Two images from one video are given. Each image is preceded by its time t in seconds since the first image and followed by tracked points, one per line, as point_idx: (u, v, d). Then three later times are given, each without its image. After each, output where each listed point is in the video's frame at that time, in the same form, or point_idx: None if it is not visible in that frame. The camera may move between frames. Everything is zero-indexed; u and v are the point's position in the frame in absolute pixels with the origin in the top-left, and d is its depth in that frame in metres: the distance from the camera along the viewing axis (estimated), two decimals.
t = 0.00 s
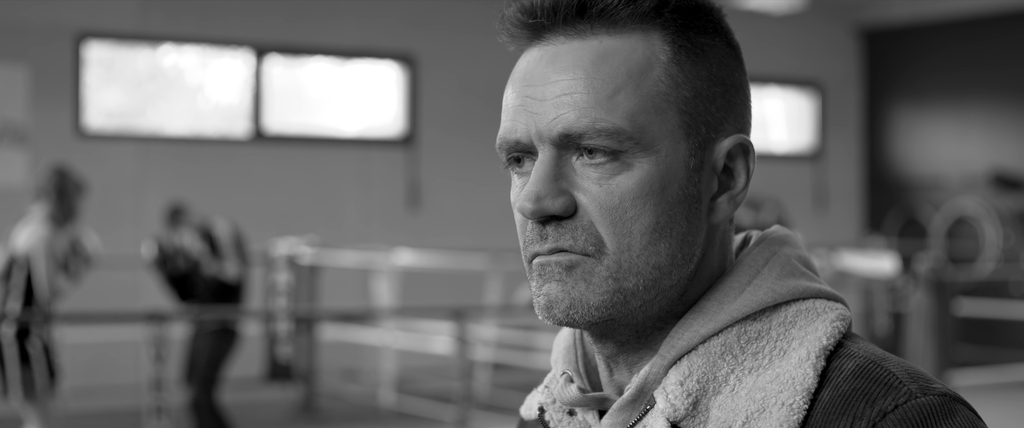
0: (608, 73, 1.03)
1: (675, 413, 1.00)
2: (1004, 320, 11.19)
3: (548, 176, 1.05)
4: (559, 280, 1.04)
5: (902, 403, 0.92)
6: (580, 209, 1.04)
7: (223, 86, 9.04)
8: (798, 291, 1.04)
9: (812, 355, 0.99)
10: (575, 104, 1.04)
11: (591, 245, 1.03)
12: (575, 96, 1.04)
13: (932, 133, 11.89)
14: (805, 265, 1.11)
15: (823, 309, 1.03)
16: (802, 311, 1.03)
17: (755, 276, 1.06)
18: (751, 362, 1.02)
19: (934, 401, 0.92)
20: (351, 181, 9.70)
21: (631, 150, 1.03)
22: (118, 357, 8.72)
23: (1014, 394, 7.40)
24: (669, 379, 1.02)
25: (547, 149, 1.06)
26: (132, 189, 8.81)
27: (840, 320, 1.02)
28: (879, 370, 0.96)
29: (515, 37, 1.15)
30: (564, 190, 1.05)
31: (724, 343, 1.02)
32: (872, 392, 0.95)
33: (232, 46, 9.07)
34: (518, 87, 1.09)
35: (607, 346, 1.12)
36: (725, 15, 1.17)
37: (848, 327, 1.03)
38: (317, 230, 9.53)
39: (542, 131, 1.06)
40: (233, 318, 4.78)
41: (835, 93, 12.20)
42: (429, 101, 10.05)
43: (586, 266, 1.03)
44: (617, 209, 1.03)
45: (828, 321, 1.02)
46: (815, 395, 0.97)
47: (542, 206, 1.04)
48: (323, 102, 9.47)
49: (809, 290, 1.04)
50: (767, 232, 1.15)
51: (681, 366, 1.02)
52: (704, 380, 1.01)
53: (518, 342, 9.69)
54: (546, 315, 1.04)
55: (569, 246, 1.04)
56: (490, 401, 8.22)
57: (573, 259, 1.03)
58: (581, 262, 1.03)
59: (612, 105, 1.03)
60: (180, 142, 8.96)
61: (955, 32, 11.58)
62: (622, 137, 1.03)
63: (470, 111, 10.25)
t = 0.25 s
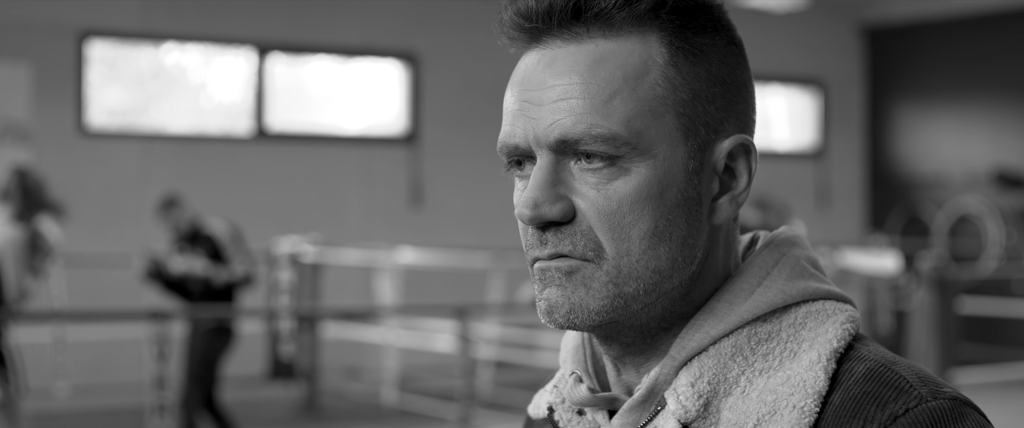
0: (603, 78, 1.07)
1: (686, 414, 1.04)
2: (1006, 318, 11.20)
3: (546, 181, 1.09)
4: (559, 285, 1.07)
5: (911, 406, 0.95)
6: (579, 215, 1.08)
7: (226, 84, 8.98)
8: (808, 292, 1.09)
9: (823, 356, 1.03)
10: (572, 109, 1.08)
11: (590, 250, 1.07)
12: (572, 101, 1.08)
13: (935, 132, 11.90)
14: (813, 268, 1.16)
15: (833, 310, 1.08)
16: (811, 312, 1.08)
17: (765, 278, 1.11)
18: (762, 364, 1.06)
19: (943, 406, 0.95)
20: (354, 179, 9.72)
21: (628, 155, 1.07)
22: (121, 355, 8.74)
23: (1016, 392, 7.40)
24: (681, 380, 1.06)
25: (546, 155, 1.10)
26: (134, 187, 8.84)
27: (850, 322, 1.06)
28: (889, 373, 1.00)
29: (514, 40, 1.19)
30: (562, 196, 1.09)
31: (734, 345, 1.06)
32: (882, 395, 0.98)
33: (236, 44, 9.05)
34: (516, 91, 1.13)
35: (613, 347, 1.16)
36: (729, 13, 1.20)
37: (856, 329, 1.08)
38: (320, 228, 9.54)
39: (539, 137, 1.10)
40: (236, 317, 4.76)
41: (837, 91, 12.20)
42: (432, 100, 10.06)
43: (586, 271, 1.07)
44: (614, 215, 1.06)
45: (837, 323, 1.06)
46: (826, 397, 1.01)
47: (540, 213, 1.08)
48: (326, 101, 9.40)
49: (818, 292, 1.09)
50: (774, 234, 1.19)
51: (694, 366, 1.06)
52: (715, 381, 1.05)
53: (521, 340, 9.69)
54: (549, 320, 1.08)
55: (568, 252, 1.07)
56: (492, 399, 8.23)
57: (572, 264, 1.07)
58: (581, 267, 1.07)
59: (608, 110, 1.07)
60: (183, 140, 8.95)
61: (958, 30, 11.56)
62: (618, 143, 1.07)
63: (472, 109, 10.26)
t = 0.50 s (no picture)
0: (607, 82, 1.09)
1: (699, 416, 1.06)
2: (1008, 317, 11.17)
3: (551, 187, 1.11)
4: (564, 289, 1.09)
5: (926, 411, 0.97)
6: (583, 220, 1.10)
7: (228, 83, 9.04)
8: (821, 293, 1.10)
9: (837, 359, 1.05)
10: (576, 114, 1.09)
11: (595, 255, 1.09)
12: (576, 106, 1.09)
13: (938, 129, 11.91)
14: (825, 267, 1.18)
15: (846, 311, 1.10)
16: (824, 313, 1.10)
17: (778, 279, 1.13)
18: (775, 366, 1.08)
19: (959, 410, 0.96)
20: (357, 178, 9.70)
21: (632, 160, 1.08)
22: (123, 354, 8.73)
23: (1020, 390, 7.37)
24: (695, 381, 1.08)
25: (550, 159, 1.12)
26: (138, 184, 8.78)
27: (863, 323, 1.08)
28: (905, 378, 1.02)
29: (519, 41, 1.20)
30: (567, 201, 1.11)
31: (748, 347, 1.09)
32: (899, 400, 1.00)
33: (237, 43, 9.07)
34: (522, 94, 1.15)
35: (624, 350, 1.19)
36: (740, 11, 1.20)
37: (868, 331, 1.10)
38: (323, 227, 9.53)
39: (544, 142, 1.12)
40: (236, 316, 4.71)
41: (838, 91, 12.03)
42: (435, 98, 10.04)
43: (591, 276, 1.09)
44: (619, 220, 1.08)
45: (851, 325, 1.08)
46: (840, 401, 1.03)
47: (544, 218, 1.10)
48: (328, 99, 9.47)
49: (831, 292, 1.11)
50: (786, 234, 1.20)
51: (708, 369, 1.08)
52: (729, 384, 1.07)
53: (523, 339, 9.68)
54: (555, 322, 1.10)
55: (574, 257, 1.09)
56: (495, 398, 8.22)
57: (577, 269, 1.09)
58: (586, 272, 1.09)
59: (612, 115, 1.08)
60: (186, 138, 8.95)
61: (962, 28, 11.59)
62: (622, 148, 1.08)
63: (475, 108, 10.24)
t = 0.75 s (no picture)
0: (610, 85, 1.08)
1: (712, 418, 1.09)
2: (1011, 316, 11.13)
3: (554, 191, 1.10)
4: (568, 293, 1.09)
5: (941, 414, 1.01)
6: (586, 223, 1.09)
7: (230, 82, 9.06)
8: (833, 294, 1.14)
9: (850, 362, 1.09)
10: (579, 118, 1.08)
11: (599, 259, 1.08)
12: (578, 110, 1.08)
13: (940, 128, 11.82)
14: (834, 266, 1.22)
15: (859, 313, 1.14)
16: (836, 314, 1.14)
17: (789, 280, 1.17)
18: (788, 367, 1.12)
19: (973, 413, 1.00)
20: (359, 177, 9.68)
21: (636, 164, 1.08)
22: (125, 353, 8.72)
23: None
24: (708, 383, 1.11)
25: (553, 163, 1.11)
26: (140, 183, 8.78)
27: (874, 324, 1.12)
28: (917, 380, 1.06)
29: (522, 43, 1.19)
30: (570, 205, 1.10)
31: (760, 349, 1.12)
32: (913, 402, 1.04)
33: (239, 42, 9.07)
34: (525, 96, 1.14)
35: (630, 351, 1.20)
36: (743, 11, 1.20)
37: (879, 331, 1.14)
38: (325, 226, 9.52)
39: (547, 145, 1.11)
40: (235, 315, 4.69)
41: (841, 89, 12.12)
42: (437, 97, 10.03)
43: (595, 279, 1.08)
44: (622, 224, 1.07)
45: (864, 326, 1.12)
46: (854, 403, 1.07)
47: (547, 222, 1.09)
48: (331, 98, 9.50)
49: (843, 293, 1.15)
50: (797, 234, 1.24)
51: (721, 370, 1.12)
52: (743, 387, 1.11)
53: (524, 338, 9.67)
54: (560, 325, 1.09)
55: (577, 260, 1.09)
56: (496, 397, 8.19)
57: (582, 273, 1.08)
58: (590, 275, 1.08)
59: (615, 118, 1.07)
60: (188, 137, 8.95)
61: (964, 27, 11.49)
62: (625, 152, 1.07)
63: (477, 107, 10.22)
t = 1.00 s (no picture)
0: (610, 87, 1.08)
1: (721, 419, 1.09)
2: (1013, 316, 11.13)
3: (556, 193, 1.10)
4: (572, 296, 1.09)
5: (951, 415, 1.01)
6: (588, 226, 1.09)
7: (232, 81, 9.04)
8: (841, 294, 1.15)
9: (859, 362, 1.09)
10: (580, 120, 1.08)
11: (602, 261, 1.08)
12: (579, 112, 1.08)
13: (942, 128, 11.82)
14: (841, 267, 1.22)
15: (865, 313, 1.14)
16: (844, 314, 1.14)
17: (796, 280, 1.17)
18: (796, 368, 1.12)
19: (983, 414, 1.00)
20: (361, 177, 9.69)
21: (638, 165, 1.07)
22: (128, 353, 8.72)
23: None
24: (716, 385, 1.11)
25: (554, 165, 1.11)
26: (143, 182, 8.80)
27: (882, 324, 1.12)
28: (927, 381, 1.06)
29: (522, 45, 1.19)
30: (572, 207, 1.10)
31: (768, 350, 1.12)
32: (923, 403, 1.04)
33: (242, 42, 9.04)
34: (525, 99, 1.14)
35: (635, 353, 1.20)
36: (743, 9, 1.19)
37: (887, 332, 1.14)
38: (327, 225, 9.53)
39: (548, 148, 1.11)
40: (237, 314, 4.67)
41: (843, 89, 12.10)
42: (439, 96, 10.03)
43: (598, 282, 1.08)
44: (625, 225, 1.07)
45: (871, 326, 1.12)
46: (863, 404, 1.07)
47: (550, 225, 1.09)
48: (333, 98, 9.50)
49: (850, 293, 1.15)
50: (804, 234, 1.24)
51: (729, 372, 1.12)
52: (751, 388, 1.11)
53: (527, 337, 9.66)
54: (565, 328, 1.09)
55: (580, 263, 1.08)
56: (498, 397, 8.20)
57: (585, 275, 1.08)
58: (593, 278, 1.08)
59: (615, 120, 1.07)
60: (190, 137, 8.95)
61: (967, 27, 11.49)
62: (626, 154, 1.07)
63: (479, 106, 10.23)
